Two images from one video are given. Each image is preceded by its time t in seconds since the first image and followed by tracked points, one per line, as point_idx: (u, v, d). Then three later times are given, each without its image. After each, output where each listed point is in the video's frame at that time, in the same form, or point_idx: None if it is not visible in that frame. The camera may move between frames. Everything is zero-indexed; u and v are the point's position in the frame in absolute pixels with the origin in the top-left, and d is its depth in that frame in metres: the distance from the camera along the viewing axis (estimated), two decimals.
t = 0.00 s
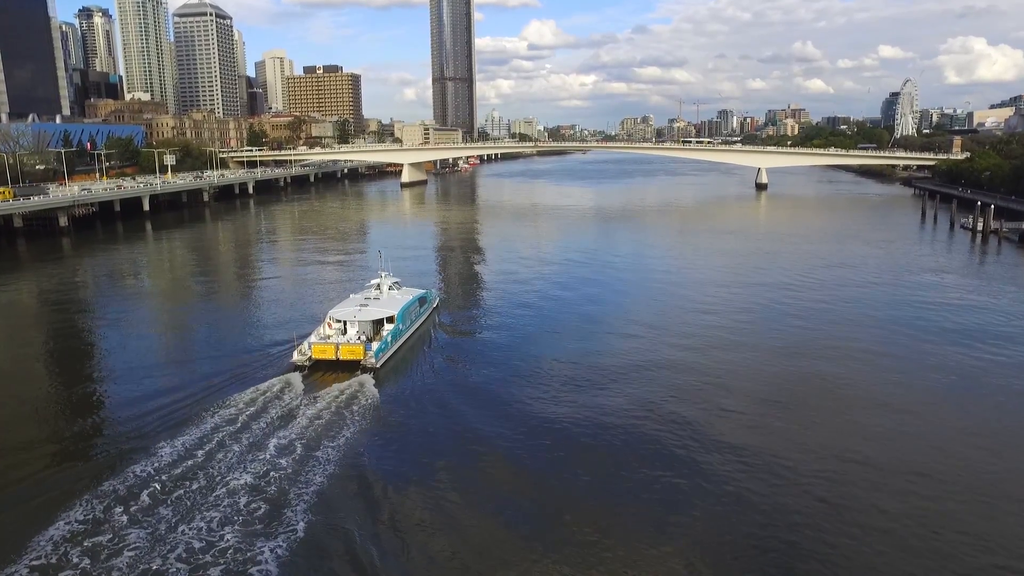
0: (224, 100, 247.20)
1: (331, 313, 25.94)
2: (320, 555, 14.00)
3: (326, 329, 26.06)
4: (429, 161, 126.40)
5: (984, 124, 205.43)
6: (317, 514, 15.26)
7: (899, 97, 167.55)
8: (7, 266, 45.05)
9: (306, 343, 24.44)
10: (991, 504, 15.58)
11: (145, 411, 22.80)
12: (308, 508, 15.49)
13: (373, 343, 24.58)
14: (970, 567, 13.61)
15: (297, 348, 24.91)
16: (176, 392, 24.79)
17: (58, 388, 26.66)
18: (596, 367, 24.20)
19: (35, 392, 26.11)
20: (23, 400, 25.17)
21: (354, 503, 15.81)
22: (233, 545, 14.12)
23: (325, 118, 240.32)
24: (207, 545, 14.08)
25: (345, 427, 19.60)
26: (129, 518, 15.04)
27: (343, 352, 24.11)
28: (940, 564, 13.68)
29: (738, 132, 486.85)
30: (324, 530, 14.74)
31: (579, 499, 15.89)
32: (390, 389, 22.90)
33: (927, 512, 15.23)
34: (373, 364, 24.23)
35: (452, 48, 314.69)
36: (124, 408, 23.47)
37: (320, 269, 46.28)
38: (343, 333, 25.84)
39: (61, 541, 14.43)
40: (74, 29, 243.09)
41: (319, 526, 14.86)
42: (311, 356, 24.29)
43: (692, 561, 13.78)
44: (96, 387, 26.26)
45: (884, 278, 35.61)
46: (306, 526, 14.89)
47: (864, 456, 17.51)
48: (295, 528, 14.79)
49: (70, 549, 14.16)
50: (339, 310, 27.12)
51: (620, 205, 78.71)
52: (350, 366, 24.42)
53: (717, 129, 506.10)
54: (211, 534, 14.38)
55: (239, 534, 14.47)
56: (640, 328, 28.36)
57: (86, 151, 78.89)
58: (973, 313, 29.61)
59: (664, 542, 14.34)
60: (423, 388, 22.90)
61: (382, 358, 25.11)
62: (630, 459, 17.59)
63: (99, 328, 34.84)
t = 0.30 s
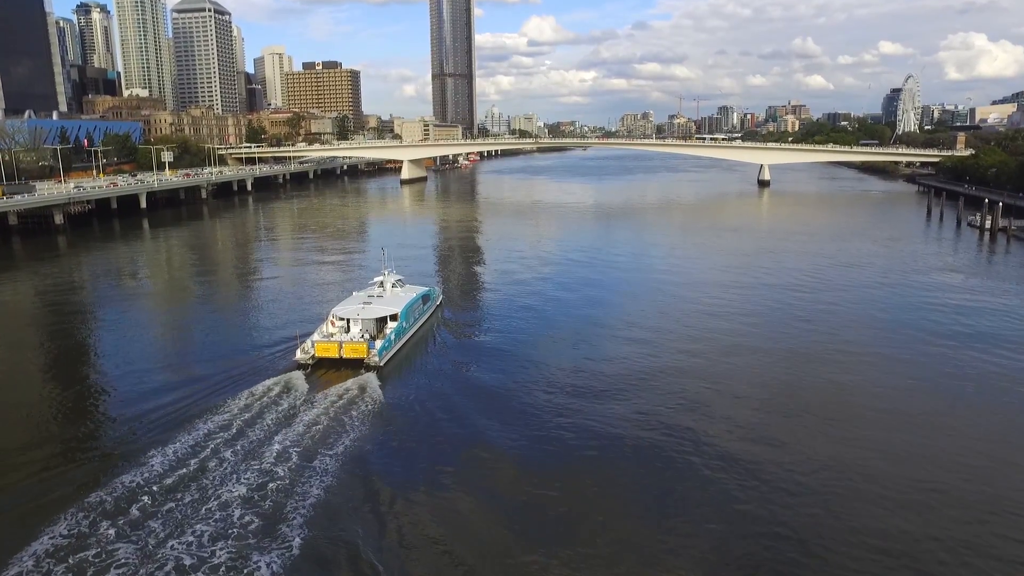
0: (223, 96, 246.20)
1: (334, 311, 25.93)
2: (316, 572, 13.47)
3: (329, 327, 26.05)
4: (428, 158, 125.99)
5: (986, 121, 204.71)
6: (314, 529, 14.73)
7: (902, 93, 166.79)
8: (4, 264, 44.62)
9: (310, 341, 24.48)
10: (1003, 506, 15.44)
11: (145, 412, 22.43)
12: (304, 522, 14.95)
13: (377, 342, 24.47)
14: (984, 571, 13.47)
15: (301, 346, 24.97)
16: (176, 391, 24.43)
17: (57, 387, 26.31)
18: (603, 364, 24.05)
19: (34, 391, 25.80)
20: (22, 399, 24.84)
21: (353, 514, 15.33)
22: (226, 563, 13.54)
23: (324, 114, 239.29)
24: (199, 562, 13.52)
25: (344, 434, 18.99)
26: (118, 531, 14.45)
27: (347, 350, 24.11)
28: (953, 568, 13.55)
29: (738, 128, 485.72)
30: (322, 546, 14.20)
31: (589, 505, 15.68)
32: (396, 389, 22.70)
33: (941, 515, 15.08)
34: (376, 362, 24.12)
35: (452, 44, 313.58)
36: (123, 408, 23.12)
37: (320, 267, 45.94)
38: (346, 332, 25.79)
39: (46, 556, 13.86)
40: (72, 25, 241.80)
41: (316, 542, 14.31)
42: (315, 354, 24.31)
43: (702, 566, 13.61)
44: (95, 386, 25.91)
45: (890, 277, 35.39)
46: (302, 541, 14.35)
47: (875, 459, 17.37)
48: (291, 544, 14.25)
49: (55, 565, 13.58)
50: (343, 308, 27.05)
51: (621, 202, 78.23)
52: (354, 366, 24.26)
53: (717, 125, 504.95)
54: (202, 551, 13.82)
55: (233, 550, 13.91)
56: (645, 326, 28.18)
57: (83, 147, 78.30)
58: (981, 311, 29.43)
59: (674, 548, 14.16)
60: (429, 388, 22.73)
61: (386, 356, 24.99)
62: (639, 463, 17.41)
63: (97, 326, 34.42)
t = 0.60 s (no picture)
0: (221, 92, 245.11)
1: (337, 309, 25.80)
2: None
3: (332, 325, 25.90)
4: (428, 153, 125.55)
5: (988, 117, 203.88)
6: (309, 548, 14.20)
7: (903, 89, 166.10)
8: None
9: (312, 339, 24.34)
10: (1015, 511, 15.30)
11: (143, 412, 22.11)
12: (299, 541, 14.41)
13: (380, 340, 24.32)
14: None
15: (304, 344, 24.82)
16: (175, 390, 24.12)
17: (54, 386, 26.02)
18: (608, 363, 23.87)
19: (30, 390, 25.51)
20: (18, 398, 24.56)
21: (351, 530, 14.84)
22: None
23: (323, 110, 238.45)
24: None
25: (342, 442, 18.43)
26: (103, 549, 13.90)
27: (350, 348, 23.95)
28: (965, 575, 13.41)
29: (738, 124, 484.70)
30: (317, 566, 13.70)
31: (597, 510, 15.44)
32: (399, 388, 22.51)
33: (954, 523, 14.85)
34: (380, 361, 23.98)
35: (452, 39, 312.41)
36: (121, 408, 22.82)
37: (319, 265, 45.58)
38: (349, 330, 25.67)
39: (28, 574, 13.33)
40: (69, 20, 240.50)
41: (311, 562, 13.81)
42: (318, 353, 24.17)
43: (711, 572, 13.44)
44: (93, 385, 25.63)
45: (896, 274, 35.15)
46: (296, 562, 13.82)
47: (885, 463, 17.15)
48: (284, 566, 13.72)
49: None
50: (345, 305, 26.87)
51: (622, 198, 77.84)
52: (357, 364, 24.06)
53: (718, 120, 503.78)
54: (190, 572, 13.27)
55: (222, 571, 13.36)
56: (650, 324, 27.96)
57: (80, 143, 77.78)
58: (989, 308, 29.23)
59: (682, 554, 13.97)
60: (432, 387, 22.52)
61: (389, 354, 24.83)
62: (647, 466, 17.18)
63: (95, 324, 34.07)
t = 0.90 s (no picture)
0: (220, 88, 244.12)
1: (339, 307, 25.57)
2: None
3: (335, 324, 25.70)
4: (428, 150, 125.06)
5: (989, 114, 203.12)
6: (303, 569, 13.61)
7: (905, 85, 165.54)
8: None
9: (315, 338, 24.13)
10: None
11: (140, 413, 21.70)
12: (291, 560, 13.82)
13: (383, 339, 24.10)
14: None
15: (306, 342, 24.61)
16: (174, 391, 23.78)
17: (49, 386, 25.63)
18: (614, 363, 23.61)
19: (25, 390, 25.11)
20: (12, 398, 24.16)
21: (347, 547, 14.24)
22: None
23: (322, 106, 237.71)
24: None
25: (340, 451, 17.81)
26: (85, 569, 13.31)
27: (353, 347, 23.71)
28: None
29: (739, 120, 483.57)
30: None
31: (607, 518, 15.12)
32: (403, 388, 22.21)
33: (972, 531, 14.57)
34: (383, 360, 23.69)
35: (452, 35, 311.42)
36: (117, 409, 22.40)
37: (319, 263, 45.16)
38: (352, 329, 25.46)
39: None
40: (66, 16, 239.35)
41: None
42: (320, 352, 23.95)
43: None
44: (89, 386, 25.22)
45: (903, 273, 34.83)
46: None
47: (899, 468, 16.86)
48: None
49: None
50: (348, 303, 26.62)
51: (622, 195, 77.38)
52: (359, 364, 23.72)
53: (717, 117, 502.74)
54: None
55: None
56: (655, 324, 27.71)
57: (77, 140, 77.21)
58: (998, 307, 28.90)
59: (692, 561, 13.73)
60: (437, 387, 22.29)
61: (392, 353, 24.61)
62: (657, 473, 16.88)
63: (91, 323, 33.61)
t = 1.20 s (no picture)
0: (219, 85, 243.19)
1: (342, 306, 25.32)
2: None
3: (337, 323, 25.46)
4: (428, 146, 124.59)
5: (991, 110, 202.49)
6: None
7: (907, 82, 164.70)
8: None
9: (317, 337, 23.87)
10: None
11: (138, 415, 21.31)
12: None
13: (386, 337, 23.85)
14: None
15: (309, 341, 24.36)
16: (174, 391, 23.42)
17: (47, 387, 25.27)
18: (621, 364, 23.36)
19: (22, 391, 24.75)
20: (9, 401, 23.79)
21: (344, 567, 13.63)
22: None
23: (321, 103, 236.89)
24: None
25: (338, 462, 17.08)
26: None
27: (356, 347, 23.46)
28: None
29: (738, 116, 482.55)
30: None
31: (617, 525, 14.82)
32: (407, 389, 21.92)
33: (990, 540, 14.28)
34: (386, 359, 23.49)
35: (451, 31, 310.65)
36: (115, 411, 22.02)
37: (319, 261, 44.76)
38: (354, 328, 25.22)
39: None
40: (64, 13, 238.19)
41: None
42: (323, 351, 23.70)
43: None
44: (88, 387, 24.86)
45: (911, 273, 34.44)
46: None
47: (914, 475, 16.57)
48: None
49: None
50: (350, 302, 26.35)
51: (622, 192, 76.95)
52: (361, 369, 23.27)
53: (717, 113, 501.91)
54: None
55: None
56: (661, 324, 27.44)
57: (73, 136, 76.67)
58: (1006, 307, 28.66)
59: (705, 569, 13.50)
60: (442, 386, 22.02)
61: (396, 352, 24.35)
62: (667, 479, 16.59)
63: (89, 323, 33.27)
